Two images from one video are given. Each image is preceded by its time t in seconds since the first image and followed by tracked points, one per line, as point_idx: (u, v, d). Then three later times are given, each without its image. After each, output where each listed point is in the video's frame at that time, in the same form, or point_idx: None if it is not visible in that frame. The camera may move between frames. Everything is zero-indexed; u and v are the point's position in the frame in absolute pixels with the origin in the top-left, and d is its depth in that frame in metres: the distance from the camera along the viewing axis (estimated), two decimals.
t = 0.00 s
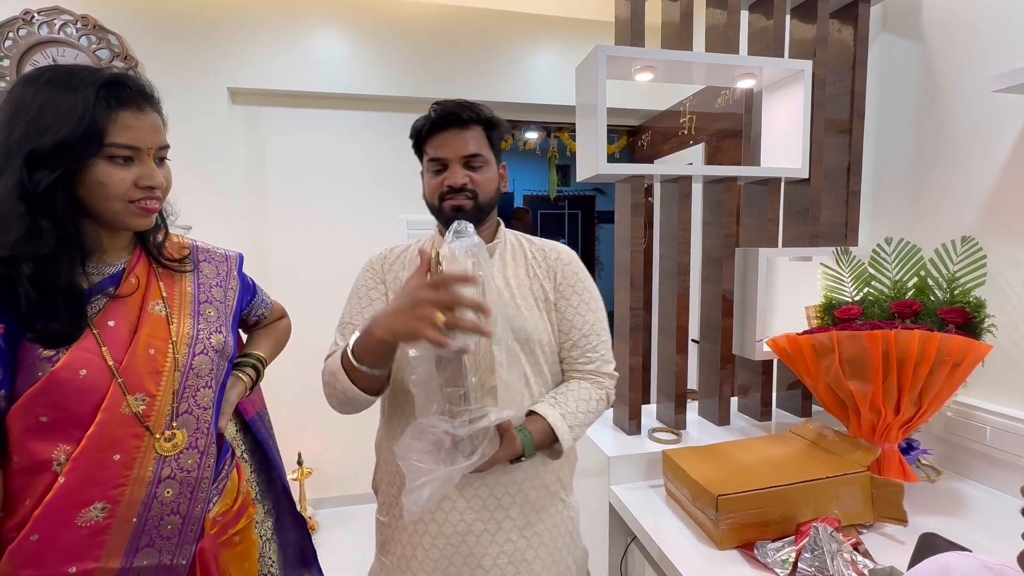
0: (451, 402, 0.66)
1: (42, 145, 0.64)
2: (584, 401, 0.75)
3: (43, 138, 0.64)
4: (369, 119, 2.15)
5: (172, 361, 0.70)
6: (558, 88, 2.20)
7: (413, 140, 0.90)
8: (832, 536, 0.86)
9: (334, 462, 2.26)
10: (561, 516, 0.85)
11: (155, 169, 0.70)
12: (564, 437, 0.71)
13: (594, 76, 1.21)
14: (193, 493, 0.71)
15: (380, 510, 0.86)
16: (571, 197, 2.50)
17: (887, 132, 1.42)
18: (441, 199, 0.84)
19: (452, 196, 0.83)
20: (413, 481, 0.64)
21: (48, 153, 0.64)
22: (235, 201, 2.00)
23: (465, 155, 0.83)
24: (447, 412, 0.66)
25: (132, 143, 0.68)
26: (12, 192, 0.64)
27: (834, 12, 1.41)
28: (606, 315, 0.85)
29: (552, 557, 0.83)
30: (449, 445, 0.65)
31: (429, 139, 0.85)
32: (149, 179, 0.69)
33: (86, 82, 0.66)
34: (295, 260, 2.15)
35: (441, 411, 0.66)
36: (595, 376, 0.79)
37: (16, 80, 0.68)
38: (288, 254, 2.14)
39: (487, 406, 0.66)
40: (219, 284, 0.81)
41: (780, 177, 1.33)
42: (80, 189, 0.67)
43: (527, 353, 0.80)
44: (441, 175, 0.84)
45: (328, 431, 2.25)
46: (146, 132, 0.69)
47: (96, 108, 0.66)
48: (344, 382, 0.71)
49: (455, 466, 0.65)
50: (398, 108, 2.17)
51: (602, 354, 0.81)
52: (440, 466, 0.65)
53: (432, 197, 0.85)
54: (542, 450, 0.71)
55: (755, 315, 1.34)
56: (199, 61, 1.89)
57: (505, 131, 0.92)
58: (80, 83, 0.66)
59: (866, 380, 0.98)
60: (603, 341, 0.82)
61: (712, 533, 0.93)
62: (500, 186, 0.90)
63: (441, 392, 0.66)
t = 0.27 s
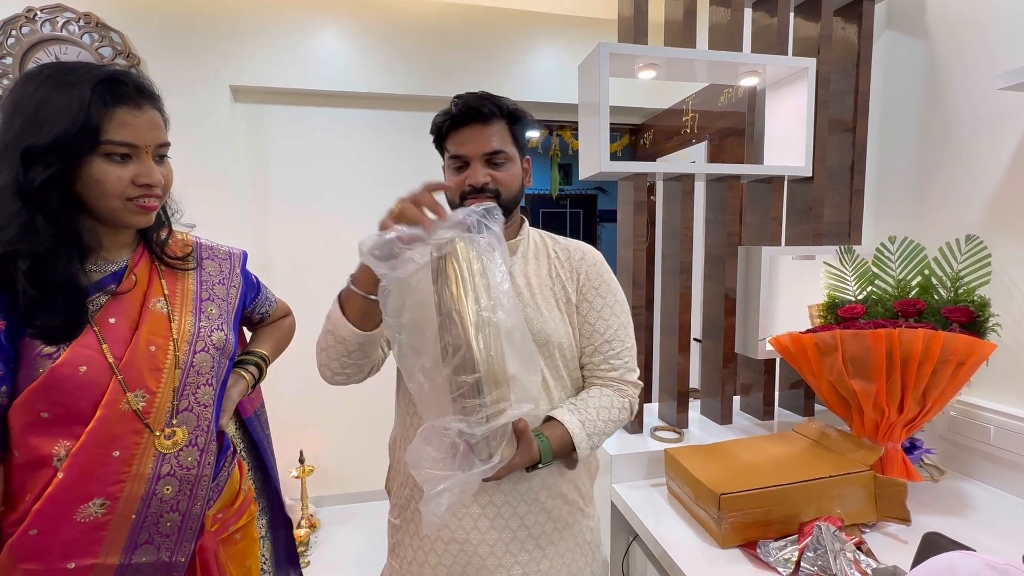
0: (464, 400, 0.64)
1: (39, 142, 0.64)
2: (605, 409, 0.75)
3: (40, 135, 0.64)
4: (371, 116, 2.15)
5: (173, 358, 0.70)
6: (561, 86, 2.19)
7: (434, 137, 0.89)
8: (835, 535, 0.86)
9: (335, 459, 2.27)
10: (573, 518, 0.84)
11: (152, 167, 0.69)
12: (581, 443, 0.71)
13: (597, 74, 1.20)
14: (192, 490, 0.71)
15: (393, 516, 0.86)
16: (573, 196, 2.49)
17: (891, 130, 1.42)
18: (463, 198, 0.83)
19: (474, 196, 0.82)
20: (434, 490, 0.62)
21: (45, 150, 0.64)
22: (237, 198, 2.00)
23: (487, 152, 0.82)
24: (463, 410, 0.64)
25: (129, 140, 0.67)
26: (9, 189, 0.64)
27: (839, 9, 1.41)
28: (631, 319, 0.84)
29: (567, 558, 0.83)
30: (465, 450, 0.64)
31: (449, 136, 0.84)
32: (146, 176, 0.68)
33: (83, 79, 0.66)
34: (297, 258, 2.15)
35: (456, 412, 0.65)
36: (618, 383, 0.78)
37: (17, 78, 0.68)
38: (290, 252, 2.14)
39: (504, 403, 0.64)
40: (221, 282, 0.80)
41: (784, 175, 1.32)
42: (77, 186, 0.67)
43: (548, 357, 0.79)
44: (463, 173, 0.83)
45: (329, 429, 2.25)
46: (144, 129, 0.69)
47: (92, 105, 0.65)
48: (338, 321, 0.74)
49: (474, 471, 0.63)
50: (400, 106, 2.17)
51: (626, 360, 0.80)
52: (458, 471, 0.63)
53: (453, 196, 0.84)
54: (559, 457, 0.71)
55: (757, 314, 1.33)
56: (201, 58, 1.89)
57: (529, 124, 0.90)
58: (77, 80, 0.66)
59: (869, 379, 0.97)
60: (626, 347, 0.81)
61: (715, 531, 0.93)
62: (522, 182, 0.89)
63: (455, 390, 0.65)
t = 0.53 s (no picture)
0: (481, 401, 0.63)
1: (35, 141, 0.64)
2: (619, 417, 0.73)
3: (36, 133, 0.64)
4: (374, 115, 2.15)
5: (173, 356, 0.70)
6: (563, 85, 2.19)
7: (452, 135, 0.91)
8: (839, 535, 0.85)
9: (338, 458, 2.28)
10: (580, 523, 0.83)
11: (149, 165, 0.69)
12: (595, 452, 0.69)
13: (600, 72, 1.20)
14: (192, 489, 0.71)
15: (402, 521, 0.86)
16: (575, 195, 2.49)
17: (895, 129, 1.41)
18: (479, 192, 0.83)
19: (489, 188, 0.82)
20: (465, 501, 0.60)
21: (41, 149, 0.64)
22: (240, 197, 2.00)
23: (503, 146, 0.82)
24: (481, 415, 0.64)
25: (125, 138, 0.67)
26: (8, 188, 0.65)
27: (843, 8, 1.40)
28: (648, 325, 0.83)
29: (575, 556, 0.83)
30: (487, 455, 0.62)
31: (467, 132, 0.86)
32: (143, 174, 0.68)
33: (79, 77, 0.66)
34: (300, 257, 2.15)
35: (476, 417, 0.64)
36: (633, 390, 0.77)
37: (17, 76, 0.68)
38: (293, 251, 2.14)
39: (525, 402, 0.63)
40: (223, 280, 0.80)
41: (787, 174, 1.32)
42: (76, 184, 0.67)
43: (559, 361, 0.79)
44: (479, 167, 0.84)
45: (331, 427, 2.25)
46: (140, 127, 0.68)
47: (86, 103, 0.65)
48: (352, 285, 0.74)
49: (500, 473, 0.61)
50: (403, 104, 2.17)
51: (641, 367, 0.78)
52: (481, 477, 0.61)
53: (469, 191, 0.84)
54: (574, 465, 0.68)
55: (760, 313, 1.33)
56: (204, 57, 1.89)
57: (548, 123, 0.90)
58: (73, 78, 0.66)
59: (873, 379, 0.97)
60: (642, 353, 0.79)
61: (718, 530, 0.93)
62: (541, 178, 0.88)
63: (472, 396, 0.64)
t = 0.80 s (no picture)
0: (471, 405, 0.60)
1: (30, 140, 0.62)
2: (621, 427, 0.73)
3: (32, 133, 0.62)
4: (377, 115, 2.15)
5: (173, 357, 0.70)
6: (567, 85, 2.19)
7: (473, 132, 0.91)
8: (843, 536, 0.85)
9: (341, 457, 2.28)
10: (582, 527, 0.83)
11: (147, 164, 0.67)
12: (592, 460, 0.69)
13: (604, 72, 1.20)
14: (193, 489, 0.71)
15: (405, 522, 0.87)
16: (578, 195, 2.49)
17: (900, 128, 1.41)
18: (491, 189, 0.83)
19: (501, 187, 0.82)
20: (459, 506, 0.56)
21: (37, 148, 0.62)
22: (244, 196, 2.01)
23: (517, 144, 0.82)
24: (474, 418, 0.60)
25: (122, 137, 0.65)
26: (6, 188, 0.64)
27: (848, 7, 1.40)
28: (659, 336, 0.82)
29: (578, 556, 0.83)
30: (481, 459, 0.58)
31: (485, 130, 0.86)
32: (140, 175, 0.66)
33: (74, 74, 0.64)
34: (303, 256, 2.16)
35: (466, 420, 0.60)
36: (637, 401, 0.77)
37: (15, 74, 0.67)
38: (297, 250, 2.15)
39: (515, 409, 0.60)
40: (226, 280, 0.80)
41: (792, 174, 1.32)
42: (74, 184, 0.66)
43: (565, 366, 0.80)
44: (493, 164, 0.84)
45: (335, 426, 2.26)
46: (137, 126, 0.66)
47: (81, 101, 0.63)
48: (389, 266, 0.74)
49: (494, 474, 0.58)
50: (406, 104, 2.17)
51: (647, 379, 0.78)
52: (474, 482, 0.57)
53: (483, 186, 0.85)
54: (570, 471, 0.69)
55: (764, 314, 1.33)
56: (208, 57, 1.90)
57: (572, 123, 0.89)
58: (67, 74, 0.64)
59: (878, 379, 0.97)
60: (649, 365, 0.79)
61: (720, 531, 0.93)
62: (559, 177, 0.87)
63: (461, 399, 0.60)
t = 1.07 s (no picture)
0: (465, 395, 0.62)
1: (33, 141, 0.63)
2: (621, 433, 0.72)
3: (35, 133, 0.63)
4: (382, 115, 2.16)
5: (178, 356, 0.70)
6: (572, 84, 2.18)
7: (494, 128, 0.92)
8: (850, 538, 0.85)
9: (345, 456, 2.29)
10: (586, 530, 0.83)
11: (150, 163, 0.67)
12: (587, 464, 0.69)
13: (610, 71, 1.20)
14: (198, 489, 0.71)
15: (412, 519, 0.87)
16: (583, 194, 2.49)
17: (908, 128, 1.40)
18: (502, 179, 0.83)
19: (512, 176, 0.81)
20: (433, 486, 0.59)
21: (40, 149, 0.63)
22: (249, 196, 2.02)
23: (532, 136, 0.81)
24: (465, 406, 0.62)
25: (125, 137, 0.65)
26: (10, 188, 0.64)
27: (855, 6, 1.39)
28: (666, 340, 0.81)
29: (582, 559, 0.83)
30: (466, 448, 0.61)
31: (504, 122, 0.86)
32: (143, 174, 0.66)
33: (76, 74, 0.64)
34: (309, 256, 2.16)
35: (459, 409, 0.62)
36: (640, 408, 0.76)
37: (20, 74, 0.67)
38: (302, 250, 2.16)
39: (507, 408, 0.61)
40: (232, 279, 0.80)
41: (798, 173, 1.31)
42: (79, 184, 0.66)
43: (569, 368, 0.80)
44: (507, 155, 0.84)
45: (340, 425, 2.27)
46: (139, 125, 0.66)
47: (83, 101, 0.63)
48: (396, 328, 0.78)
49: (475, 471, 0.60)
50: (411, 104, 2.17)
51: (650, 386, 0.77)
52: (458, 474, 0.60)
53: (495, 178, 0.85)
54: (562, 471, 0.69)
55: (770, 314, 1.32)
56: (214, 57, 1.90)
57: (592, 122, 0.88)
58: (69, 74, 0.64)
59: (885, 380, 0.96)
60: (653, 372, 0.78)
61: (726, 533, 0.93)
62: (574, 176, 0.87)
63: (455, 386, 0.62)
